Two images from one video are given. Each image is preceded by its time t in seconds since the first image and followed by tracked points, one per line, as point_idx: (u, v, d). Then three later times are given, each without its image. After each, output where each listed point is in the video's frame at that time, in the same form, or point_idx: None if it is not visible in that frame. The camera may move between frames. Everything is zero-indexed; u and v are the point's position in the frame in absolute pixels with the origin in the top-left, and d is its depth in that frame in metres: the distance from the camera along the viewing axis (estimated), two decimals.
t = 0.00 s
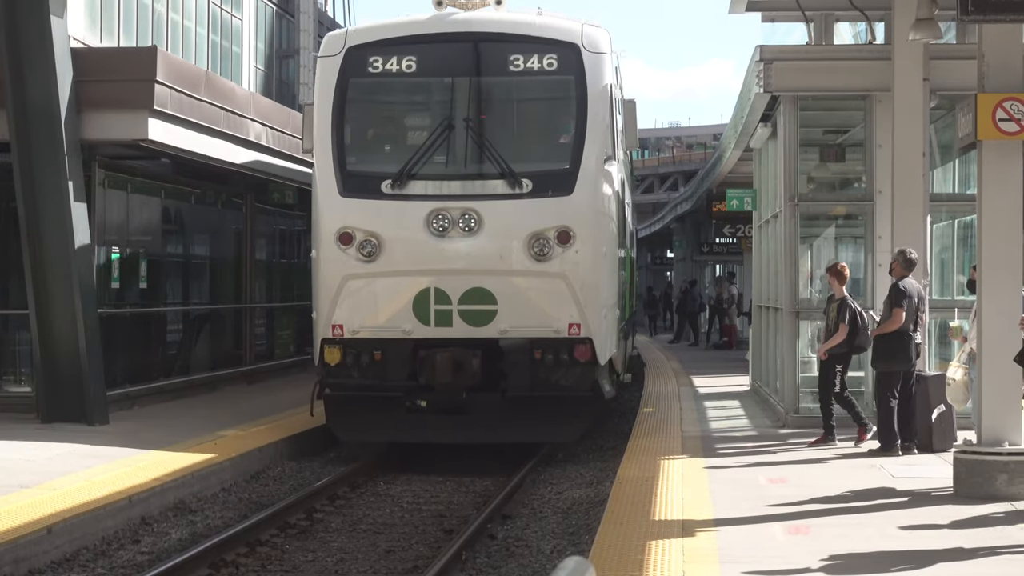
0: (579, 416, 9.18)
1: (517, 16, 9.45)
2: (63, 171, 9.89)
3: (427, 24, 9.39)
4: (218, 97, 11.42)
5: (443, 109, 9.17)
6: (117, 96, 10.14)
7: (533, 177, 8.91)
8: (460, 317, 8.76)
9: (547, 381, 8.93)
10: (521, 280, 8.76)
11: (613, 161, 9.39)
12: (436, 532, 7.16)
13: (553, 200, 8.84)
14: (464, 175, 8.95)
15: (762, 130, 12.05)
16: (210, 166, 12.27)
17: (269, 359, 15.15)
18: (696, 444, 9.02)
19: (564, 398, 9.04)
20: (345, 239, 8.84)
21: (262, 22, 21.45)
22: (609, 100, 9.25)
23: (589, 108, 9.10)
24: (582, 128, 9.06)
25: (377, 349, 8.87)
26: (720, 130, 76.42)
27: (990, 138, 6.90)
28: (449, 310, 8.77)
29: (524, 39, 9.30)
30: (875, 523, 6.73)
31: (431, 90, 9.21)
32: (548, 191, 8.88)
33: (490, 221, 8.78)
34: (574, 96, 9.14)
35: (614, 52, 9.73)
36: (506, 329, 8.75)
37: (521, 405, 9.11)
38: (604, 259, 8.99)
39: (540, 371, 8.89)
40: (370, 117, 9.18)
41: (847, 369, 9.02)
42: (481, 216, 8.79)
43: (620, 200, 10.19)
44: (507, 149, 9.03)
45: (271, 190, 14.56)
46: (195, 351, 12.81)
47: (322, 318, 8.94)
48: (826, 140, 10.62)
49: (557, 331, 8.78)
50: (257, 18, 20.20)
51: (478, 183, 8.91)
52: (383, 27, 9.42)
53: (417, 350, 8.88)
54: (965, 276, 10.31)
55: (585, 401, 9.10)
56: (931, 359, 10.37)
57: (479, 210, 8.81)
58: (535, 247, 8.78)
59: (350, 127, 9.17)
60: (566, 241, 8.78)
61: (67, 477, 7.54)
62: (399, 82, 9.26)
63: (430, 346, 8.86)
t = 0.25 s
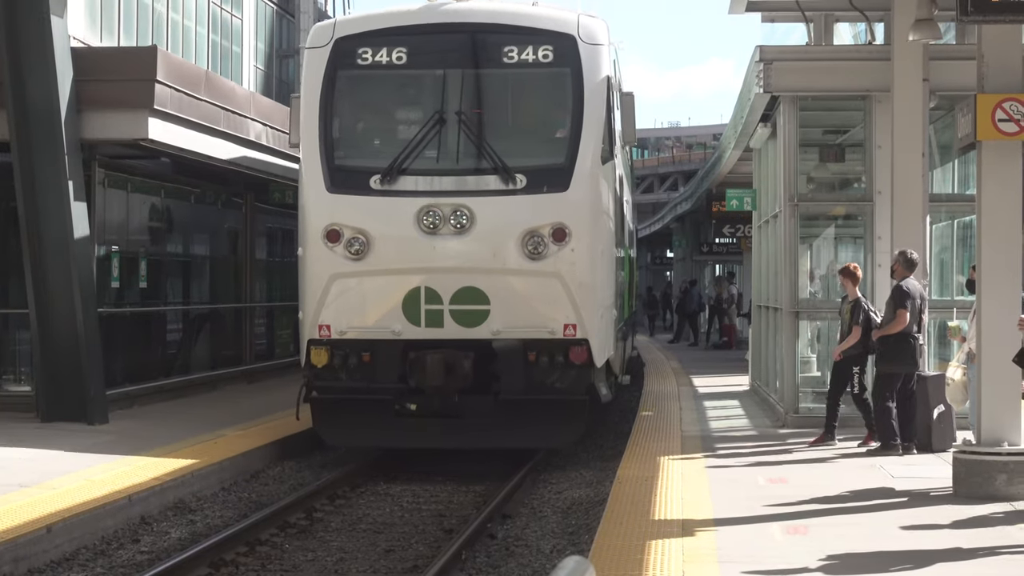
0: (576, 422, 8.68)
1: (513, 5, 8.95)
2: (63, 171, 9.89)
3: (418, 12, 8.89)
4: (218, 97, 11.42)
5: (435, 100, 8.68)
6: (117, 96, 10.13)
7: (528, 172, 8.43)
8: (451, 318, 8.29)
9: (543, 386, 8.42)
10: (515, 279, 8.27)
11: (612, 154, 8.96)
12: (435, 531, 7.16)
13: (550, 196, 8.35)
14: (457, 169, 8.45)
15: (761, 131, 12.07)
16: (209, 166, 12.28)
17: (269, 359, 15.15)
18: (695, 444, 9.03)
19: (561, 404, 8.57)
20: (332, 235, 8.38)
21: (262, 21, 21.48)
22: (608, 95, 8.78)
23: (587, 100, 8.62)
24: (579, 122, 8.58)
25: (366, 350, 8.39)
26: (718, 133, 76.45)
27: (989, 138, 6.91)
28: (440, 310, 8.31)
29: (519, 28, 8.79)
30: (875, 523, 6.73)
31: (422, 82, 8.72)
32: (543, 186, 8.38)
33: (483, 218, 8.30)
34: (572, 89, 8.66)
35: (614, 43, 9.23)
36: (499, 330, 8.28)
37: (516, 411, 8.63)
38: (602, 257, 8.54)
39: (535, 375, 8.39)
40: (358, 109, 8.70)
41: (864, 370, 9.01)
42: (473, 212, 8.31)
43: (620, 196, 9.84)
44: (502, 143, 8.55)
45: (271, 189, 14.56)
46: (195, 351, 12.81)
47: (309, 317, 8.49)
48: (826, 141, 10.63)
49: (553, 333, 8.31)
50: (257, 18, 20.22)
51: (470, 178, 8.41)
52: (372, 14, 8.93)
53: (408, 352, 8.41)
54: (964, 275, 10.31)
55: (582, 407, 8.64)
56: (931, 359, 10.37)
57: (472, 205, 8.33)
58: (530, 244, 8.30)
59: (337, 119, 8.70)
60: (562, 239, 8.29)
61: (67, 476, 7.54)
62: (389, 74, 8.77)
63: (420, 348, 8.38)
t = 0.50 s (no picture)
0: (574, 424, 8.26)
1: None
2: (64, 169, 9.90)
3: None
4: (218, 96, 11.43)
5: (426, 90, 8.29)
6: (118, 95, 10.14)
7: (524, 165, 8.05)
8: (443, 316, 7.91)
9: (538, 386, 8.07)
10: (510, 275, 7.89)
11: (613, 146, 8.58)
12: (437, 529, 7.16)
13: (546, 189, 7.97)
14: (450, 161, 8.08)
15: (762, 128, 12.09)
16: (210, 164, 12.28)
17: (270, 357, 15.16)
18: (697, 440, 9.02)
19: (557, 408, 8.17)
20: (320, 230, 8.02)
21: (263, 19, 21.51)
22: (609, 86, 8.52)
23: (585, 90, 8.23)
24: (577, 114, 8.19)
25: (355, 349, 8.03)
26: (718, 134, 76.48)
27: (990, 135, 6.91)
28: (431, 308, 7.92)
29: (514, 16, 8.39)
30: (877, 519, 6.73)
31: (413, 71, 8.32)
32: (539, 179, 8.00)
33: (475, 212, 7.93)
34: (569, 79, 8.26)
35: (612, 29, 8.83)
36: (492, 328, 7.91)
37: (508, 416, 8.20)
38: (602, 253, 8.17)
39: (529, 375, 8.04)
40: (346, 100, 8.31)
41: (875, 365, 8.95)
42: (466, 206, 7.94)
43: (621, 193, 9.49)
44: (496, 134, 8.16)
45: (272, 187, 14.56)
46: (196, 349, 12.81)
47: (295, 315, 8.11)
48: (827, 138, 10.64)
49: (549, 332, 7.92)
50: (258, 16, 20.24)
51: (463, 171, 8.05)
52: (361, 2, 8.52)
53: (398, 351, 8.03)
54: (965, 272, 10.32)
55: (579, 412, 8.23)
56: (932, 356, 10.37)
57: (465, 199, 7.97)
58: (524, 239, 7.92)
59: (326, 110, 8.31)
60: (558, 234, 7.92)
61: (68, 473, 7.54)
62: (379, 63, 8.37)
63: (411, 347, 8.00)
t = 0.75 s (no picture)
0: (569, 425, 7.87)
1: None
2: (63, 165, 9.90)
3: None
4: (219, 91, 11.43)
5: (416, 79, 7.88)
6: (119, 91, 10.14)
7: (517, 157, 7.67)
8: (432, 313, 7.53)
9: (531, 386, 7.68)
10: (503, 271, 7.52)
11: (609, 139, 8.21)
12: (436, 525, 7.16)
13: (539, 181, 7.59)
14: (440, 151, 7.69)
15: (761, 125, 12.10)
16: (210, 160, 12.28)
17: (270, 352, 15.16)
18: (695, 436, 9.02)
19: (550, 410, 7.79)
20: (304, 224, 7.65)
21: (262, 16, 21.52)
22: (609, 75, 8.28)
23: (581, 79, 7.84)
24: (573, 104, 7.80)
25: (341, 347, 7.68)
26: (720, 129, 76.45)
27: (990, 132, 6.90)
28: (420, 305, 7.55)
29: (507, 2, 7.99)
30: (875, 516, 6.73)
31: (402, 59, 7.91)
32: (532, 172, 7.62)
33: (466, 205, 7.56)
34: (565, 67, 7.86)
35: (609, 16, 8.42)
36: (484, 327, 7.53)
37: (499, 418, 7.82)
38: (598, 249, 7.79)
39: (523, 375, 7.65)
40: (332, 90, 7.91)
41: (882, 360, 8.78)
42: (456, 199, 7.57)
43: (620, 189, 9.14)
44: (489, 125, 7.77)
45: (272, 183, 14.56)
46: (196, 345, 12.82)
47: (279, 313, 7.73)
48: (827, 135, 10.62)
49: (542, 330, 7.55)
50: (258, 12, 20.24)
51: (453, 163, 7.66)
52: None
53: (386, 350, 7.66)
54: (965, 270, 10.33)
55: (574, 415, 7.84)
56: (931, 352, 10.35)
57: (455, 191, 7.59)
58: (517, 234, 7.54)
59: (310, 99, 7.91)
60: (551, 229, 7.53)
61: (67, 469, 7.55)
62: (366, 51, 7.96)
63: (399, 346, 7.63)
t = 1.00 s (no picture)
0: (563, 429, 7.75)
1: None
2: (61, 162, 9.87)
3: None
4: (217, 88, 11.42)
5: (404, 68, 7.56)
6: (118, 87, 10.14)
7: (509, 150, 7.37)
8: (420, 312, 7.24)
9: (523, 389, 7.46)
10: (494, 268, 7.21)
11: (604, 131, 7.91)
12: (434, 523, 7.17)
13: (532, 175, 7.29)
14: (430, 144, 7.39)
15: (760, 122, 12.11)
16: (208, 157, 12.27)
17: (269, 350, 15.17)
18: (694, 435, 9.02)
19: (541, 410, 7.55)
20: (287, 220, 7.32)
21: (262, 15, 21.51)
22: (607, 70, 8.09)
23: (575, 69, 7.53)
24: (567, 95, 7.49)
25: (326, 348, 7.39)
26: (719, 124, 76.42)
27: (990, 130, 6.89)
28: (408, 304, 7.25)
29: None
30: (874, 514, 6.74)
31: (390, 47, 7.59)
32: (525, 165, 7.32)
33: (456, 200, 7.24)
34: (559, 55, 7.55)
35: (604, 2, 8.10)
36: (474, 326, 7.23)
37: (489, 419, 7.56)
38: (592, 245, 7.50)
39: (513, 376, 7.43)
40: (317, 80, 7.59)
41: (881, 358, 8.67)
42: (445, 192, 7.26)
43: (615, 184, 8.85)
44: (480, 117, 7.47)
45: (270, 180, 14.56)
46: (194, 342, 12.81)
47: (261, 311, 7.42)
48: (826, 132, 10.61)
49: (535, 329, 7.26)
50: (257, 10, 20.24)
51: (443, 156, 7.36)
52: None
53: (372, 351, 7.36)
54: (965, 267, 10.32)
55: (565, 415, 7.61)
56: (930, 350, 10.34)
57: (444, 185, 7.28)
58: (509, 230, 7.23)
59: (294, 89, 7.60)
60: (545, 224, 7.22)
61: (66, 466, 7.55)
62: (353, 39, 7.64)
63: (386, 346, 7.33)
